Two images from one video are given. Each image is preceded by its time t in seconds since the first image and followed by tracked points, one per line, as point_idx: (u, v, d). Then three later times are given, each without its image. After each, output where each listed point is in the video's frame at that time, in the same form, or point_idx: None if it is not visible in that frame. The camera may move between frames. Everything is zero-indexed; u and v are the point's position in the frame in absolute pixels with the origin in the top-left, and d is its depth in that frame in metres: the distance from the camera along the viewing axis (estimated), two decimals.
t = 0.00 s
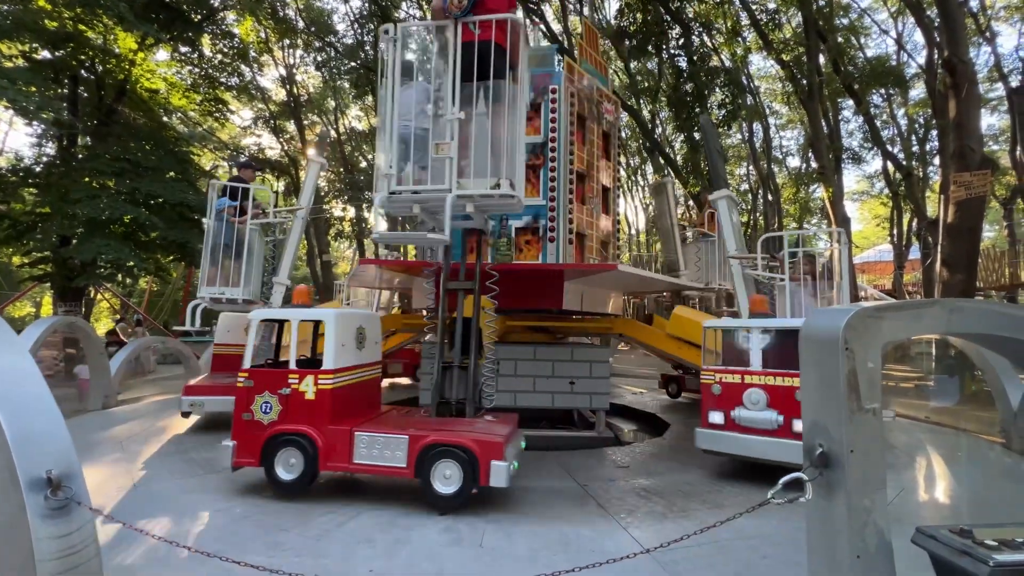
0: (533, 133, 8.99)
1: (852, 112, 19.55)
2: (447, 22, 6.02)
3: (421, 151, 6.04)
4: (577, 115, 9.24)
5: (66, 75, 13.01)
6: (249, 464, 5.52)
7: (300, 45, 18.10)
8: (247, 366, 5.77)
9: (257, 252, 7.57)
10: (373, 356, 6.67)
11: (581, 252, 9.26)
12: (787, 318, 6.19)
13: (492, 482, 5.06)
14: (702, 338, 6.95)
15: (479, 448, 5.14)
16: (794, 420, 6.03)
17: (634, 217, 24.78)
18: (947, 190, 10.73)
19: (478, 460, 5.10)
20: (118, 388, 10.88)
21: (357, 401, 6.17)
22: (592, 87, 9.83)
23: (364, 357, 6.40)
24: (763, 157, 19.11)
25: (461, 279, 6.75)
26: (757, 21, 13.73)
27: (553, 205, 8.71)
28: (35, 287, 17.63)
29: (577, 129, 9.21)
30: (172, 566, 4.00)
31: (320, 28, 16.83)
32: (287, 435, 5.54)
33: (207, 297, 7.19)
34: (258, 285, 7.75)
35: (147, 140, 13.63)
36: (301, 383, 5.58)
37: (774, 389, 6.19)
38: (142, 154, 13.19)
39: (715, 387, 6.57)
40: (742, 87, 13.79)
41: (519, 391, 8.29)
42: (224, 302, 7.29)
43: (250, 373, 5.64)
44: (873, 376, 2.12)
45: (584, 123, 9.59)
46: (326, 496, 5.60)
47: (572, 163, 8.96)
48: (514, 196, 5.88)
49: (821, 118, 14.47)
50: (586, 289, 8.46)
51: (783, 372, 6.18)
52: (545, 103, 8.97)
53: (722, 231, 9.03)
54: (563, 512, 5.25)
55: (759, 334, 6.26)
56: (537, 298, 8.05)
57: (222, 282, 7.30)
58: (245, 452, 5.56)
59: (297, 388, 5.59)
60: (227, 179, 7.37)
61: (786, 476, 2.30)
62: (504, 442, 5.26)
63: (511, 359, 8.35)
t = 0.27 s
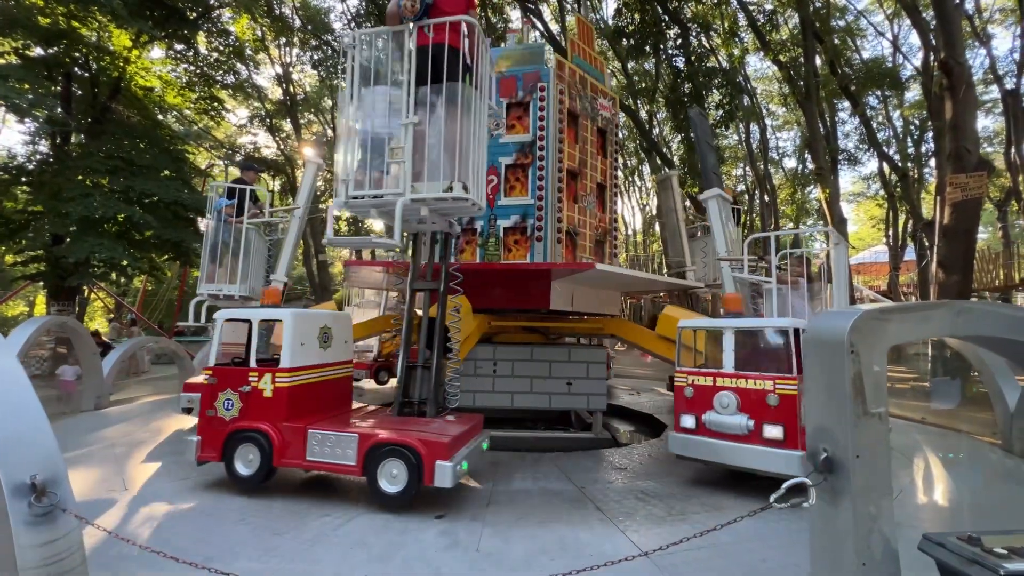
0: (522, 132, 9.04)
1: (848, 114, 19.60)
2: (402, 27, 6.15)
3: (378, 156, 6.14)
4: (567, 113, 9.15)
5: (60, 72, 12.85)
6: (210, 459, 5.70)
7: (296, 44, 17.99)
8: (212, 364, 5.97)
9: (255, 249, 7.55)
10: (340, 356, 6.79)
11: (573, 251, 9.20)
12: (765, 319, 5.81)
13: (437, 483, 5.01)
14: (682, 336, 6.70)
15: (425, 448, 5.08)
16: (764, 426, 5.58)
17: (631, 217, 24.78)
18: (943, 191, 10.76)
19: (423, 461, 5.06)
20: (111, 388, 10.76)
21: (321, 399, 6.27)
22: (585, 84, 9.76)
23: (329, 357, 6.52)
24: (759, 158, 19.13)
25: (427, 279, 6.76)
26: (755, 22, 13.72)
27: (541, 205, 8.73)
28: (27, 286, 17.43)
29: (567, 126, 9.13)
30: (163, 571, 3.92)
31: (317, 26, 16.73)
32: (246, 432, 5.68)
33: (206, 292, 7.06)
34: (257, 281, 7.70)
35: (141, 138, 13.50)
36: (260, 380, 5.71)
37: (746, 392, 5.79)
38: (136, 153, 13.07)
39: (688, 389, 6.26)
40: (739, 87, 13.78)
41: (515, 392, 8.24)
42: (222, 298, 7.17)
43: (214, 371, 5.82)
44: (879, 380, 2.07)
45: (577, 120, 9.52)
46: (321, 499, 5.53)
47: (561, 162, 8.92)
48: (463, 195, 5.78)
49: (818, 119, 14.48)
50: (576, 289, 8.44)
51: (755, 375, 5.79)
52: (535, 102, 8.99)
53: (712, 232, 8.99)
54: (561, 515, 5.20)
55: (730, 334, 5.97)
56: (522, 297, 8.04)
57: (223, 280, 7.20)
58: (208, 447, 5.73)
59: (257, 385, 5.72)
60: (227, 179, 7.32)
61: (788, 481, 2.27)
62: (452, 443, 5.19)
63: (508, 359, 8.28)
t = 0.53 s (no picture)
0: (511, 133, 9.04)
1: (846, 116, 19.64)
2: (362, 35, 6.12)
3: (338, 163, 6.15)
4: (558, 112, 9.09)
5: (56, 70, 12.77)
6: (182, 454, 5.92)
7: (295, 44, 17.94)
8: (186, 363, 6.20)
9: (257, 248, 7.60)
10: (315, 356, 6.88)
11: (565, 251, 9.15)
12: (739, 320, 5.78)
13: (387, 484, 5.06)
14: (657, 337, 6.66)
15: (376, 449, 5.14)
16: (732, 432, 5.55)
17: (629, 218, 24.75)
18: (941, 193, 10.77)
19: (375, 462, 5.12)
20: (105, 389, 10.67)
21: (292, 398, 6.40)
22: (579, 82, 9.69)
23: (301, 357, 6.61)
24: (757, 159, 19.14)
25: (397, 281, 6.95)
26: (753, 23, 13.72)
27: (530, 205, 8.72)
28: (21, 286, 17.28)
29: (558, 124, 9.06)
30: None
31: (315, 26, 16.66)
32: (214, 430, 5.86)
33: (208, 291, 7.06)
34: (259, 279, 7.76)
35: (137, 137, 13.40)
36: (227, 379, 5.88)
37: (715, 397, 5.76)
38: (132, 152, 12.98)
39: (659, 393, 6.24)
40: (737, 89, 13.79)
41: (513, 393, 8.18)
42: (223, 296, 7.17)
43: (186, 369, 6.03)
44: (885, 387, 2.03)
45: (570, 119, 9.45)
46: (317, 503, 5.45)
47: (551, 161, 8.89)
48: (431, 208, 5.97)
49: (817, 121, 14.48)
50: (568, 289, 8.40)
51: (724, 378, 5.76)
52: (524, 102, 8.97)
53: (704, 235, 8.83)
54: (559, 520, 5.14)
55: (701, 336, 5.99)
56: (509, 298, 8.01)
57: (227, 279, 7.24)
58: (180, 443, 5.97)
59: (224, 384, 5.88)
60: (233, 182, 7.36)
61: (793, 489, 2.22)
62: (405, 445, 5.22)
63: (506, 360, 8.21)
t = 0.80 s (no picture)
0: (499, 132, 9.03)
1: (842, 116, 19.68)
2: (321, 44, 6.19)
3: (300, 170, 6.17)
4: (547, 109, 9.03)
5: (49, 66, 12.64)
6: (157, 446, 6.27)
7: (291, 41, 17.82)
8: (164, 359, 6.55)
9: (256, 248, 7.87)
10: (290, 353, 7.16)
11: (554, 249, 9.08)
12: (702, 319, 5.68)
13: (335, 477, 5.23)
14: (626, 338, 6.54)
15: (326, 445, 5.29)
16: (689, 435, 5.53)
17: (626, 218, 24.76)
18: (936, 194, 10.81)
19: (324, 457, 5.26)
20: (98, 388, 10.58)
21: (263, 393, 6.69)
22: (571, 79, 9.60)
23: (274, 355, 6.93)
24: (753, 159, 19.17)
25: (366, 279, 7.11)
26: (750, 23, 13.71)
27: (516, 203, 8.73)
28: (13, 284, 17.12)
29: (546, 120, 9.00)
30: None
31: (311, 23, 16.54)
32: (186, 423, 6.19)
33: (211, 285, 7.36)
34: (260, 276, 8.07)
35: (131, 134, 13.28)
36: (197, 375, 6.20)
37: (674, 398, 5.73)
38: (126, 149, 12.87)
39: (622, 393, 6.22)
40: (735, 89, 13.79)
41: (509, 393, 8.16)
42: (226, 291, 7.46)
43: (162, 365, 6.37)
44: (885, 387, 2.02)
45: (560, 115, 9.35)
46: (312, 503, 5.41)
47: (539, 158, 8.86)
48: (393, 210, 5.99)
49: (813, 121, 14.49)
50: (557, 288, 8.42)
51: (682, 379, 5.71)
52: (511, 99, 8.96)
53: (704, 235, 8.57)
54: (555, 520, 5.13)
55: (662, 335, 5.91)
56: (491, 296, 8.05)
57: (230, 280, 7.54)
58: (156, 434, 6.33)
59: (196, 379, 6.20)
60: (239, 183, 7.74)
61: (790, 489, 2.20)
62: (353, 441, 5.37)
63: (502, 360, 8.18)
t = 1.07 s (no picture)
0: (484, 130, 9.02)
1: (832, 117, 19.89)
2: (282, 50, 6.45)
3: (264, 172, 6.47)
4: (531, 105, 9.00)
5: (35, 59, 12.43)
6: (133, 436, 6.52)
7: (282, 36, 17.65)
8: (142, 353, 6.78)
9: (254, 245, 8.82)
10: (265, 349, 7.30)
11: (539, 247, 9.07)
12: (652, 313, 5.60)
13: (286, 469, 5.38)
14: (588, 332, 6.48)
15: (278, 438, 5.42)
16: (635, 432, 5.48)
17: (618, 217, 24.85)
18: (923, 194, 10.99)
19: (275, 449, 5.39)
20: (86, 385, 10.48)
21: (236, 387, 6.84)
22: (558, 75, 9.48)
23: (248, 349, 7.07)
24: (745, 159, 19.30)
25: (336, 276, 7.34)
26: (742, 25, 13.83)
27: (499, 201, 8.72)
28: None
29: (530, 116, 8.97)
30: None
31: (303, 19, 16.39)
32: (159, 415, 6.40)
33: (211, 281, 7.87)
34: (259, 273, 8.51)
35: (119, 130, 13.11)
36: (168, 369, 6.38)
37: (624, 394, 5.68)
38: (114, 144, 12.68)
39: (579, 390, 6.22)
40: (727, 89, 13.85)
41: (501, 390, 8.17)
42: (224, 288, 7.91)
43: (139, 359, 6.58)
44: (867, 383, 2.05)
45: (547, 112, 9.29)
46: (303, 501, 5.39)
47: (522, 155, 8.82)
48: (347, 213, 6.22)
49: (804, 122, 14.61)
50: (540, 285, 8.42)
51: (633, 376, 5.65)
52: (494, 97, 8.94)
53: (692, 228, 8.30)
54: (546, 517, 5.16)
55: (617, 331, 5.84)
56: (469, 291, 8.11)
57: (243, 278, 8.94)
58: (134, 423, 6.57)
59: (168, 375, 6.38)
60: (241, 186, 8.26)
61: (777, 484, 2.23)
62: (303, 435, 5.48)
63: (494, 358, 8.19)
